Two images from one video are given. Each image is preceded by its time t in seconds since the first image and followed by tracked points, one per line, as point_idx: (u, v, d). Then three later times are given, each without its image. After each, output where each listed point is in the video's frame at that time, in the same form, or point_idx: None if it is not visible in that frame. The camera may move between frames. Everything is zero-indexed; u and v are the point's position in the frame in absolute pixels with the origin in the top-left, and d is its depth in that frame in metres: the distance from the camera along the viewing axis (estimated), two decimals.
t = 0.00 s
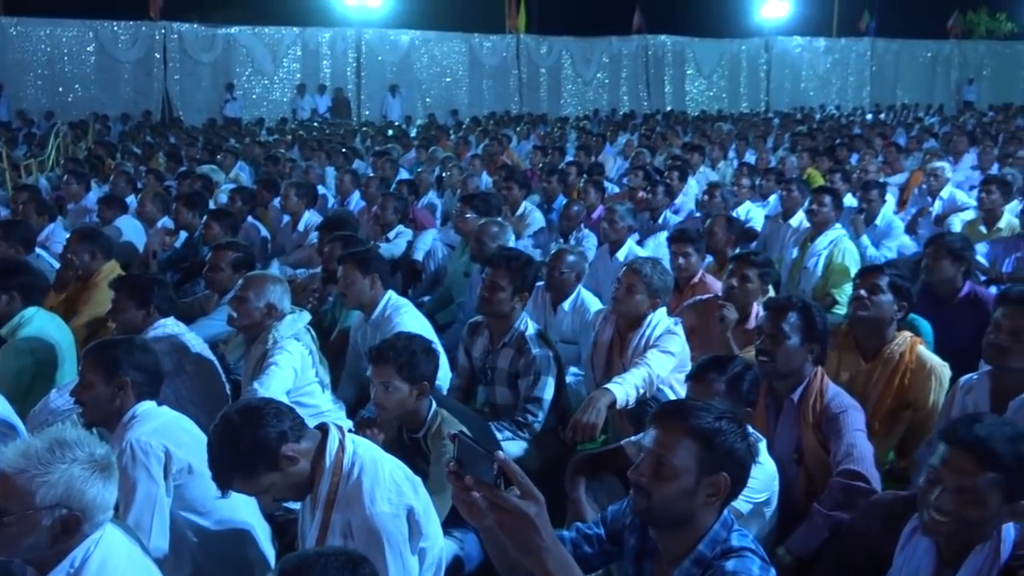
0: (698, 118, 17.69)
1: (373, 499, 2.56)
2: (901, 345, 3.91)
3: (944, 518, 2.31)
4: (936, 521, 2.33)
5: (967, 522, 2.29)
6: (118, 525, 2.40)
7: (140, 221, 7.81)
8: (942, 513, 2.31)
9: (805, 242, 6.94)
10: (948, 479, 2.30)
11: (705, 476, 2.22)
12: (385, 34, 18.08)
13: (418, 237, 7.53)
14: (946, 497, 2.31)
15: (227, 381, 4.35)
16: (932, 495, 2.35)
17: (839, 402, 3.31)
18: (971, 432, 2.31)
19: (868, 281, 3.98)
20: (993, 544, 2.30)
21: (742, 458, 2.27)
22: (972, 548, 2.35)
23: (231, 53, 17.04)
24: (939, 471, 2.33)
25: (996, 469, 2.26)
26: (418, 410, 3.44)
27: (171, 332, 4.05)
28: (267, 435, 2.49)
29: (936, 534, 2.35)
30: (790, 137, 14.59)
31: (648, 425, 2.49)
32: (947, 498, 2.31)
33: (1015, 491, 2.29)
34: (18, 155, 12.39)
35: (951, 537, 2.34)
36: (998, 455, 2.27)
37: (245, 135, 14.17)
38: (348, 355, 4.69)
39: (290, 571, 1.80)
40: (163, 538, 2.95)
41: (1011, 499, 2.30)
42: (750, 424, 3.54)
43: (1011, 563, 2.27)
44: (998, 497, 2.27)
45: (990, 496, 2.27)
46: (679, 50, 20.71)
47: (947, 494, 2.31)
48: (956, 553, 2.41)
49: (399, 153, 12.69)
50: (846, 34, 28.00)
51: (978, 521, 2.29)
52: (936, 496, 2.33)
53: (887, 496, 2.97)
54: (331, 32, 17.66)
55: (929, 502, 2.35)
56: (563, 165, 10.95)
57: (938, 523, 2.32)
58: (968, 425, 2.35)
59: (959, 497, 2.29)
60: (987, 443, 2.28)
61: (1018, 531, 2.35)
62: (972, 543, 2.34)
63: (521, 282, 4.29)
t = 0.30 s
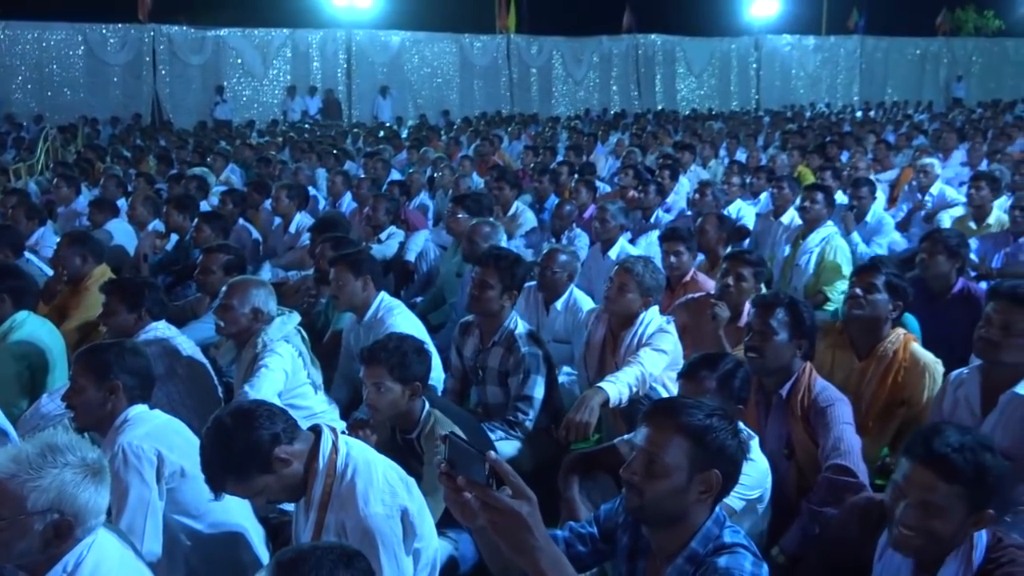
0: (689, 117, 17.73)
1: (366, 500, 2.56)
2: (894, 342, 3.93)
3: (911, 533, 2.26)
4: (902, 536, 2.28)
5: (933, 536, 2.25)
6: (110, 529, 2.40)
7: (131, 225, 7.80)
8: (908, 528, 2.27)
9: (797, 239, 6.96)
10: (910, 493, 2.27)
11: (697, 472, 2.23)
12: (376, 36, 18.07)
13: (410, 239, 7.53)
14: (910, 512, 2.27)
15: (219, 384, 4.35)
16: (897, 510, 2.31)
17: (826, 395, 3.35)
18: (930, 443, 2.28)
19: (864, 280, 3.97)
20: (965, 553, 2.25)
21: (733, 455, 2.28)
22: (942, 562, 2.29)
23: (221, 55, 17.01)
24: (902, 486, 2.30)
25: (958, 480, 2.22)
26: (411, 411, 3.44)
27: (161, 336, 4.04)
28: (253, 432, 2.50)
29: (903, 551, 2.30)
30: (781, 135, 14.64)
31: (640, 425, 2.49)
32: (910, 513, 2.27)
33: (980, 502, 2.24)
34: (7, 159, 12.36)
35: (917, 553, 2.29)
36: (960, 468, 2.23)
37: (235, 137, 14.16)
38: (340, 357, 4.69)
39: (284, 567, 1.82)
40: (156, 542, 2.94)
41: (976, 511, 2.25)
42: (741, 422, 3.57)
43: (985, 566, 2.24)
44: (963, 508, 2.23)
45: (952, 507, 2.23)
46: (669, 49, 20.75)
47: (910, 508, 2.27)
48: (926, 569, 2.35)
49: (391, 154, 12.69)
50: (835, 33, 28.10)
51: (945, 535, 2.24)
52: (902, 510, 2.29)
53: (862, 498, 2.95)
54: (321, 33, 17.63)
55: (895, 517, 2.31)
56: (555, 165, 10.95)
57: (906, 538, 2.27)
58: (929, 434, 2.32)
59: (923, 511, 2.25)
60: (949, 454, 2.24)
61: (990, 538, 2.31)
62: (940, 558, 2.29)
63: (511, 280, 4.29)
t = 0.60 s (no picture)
0: (678, 117, 17.77)
1: (355, 501, 2.57)
2: (892, 344, 3.95)
3: (911, 501, 2.42)
4: (903, 505, 2.44)
5: (932, 505, 2.41)
6: (98, 533, 2.38)
7: (118, 226, 7.77)
8: (909, 497, 2.43)
9: (785, 238, 6.99)
10: (910, 461, 2.44)
11: (684, 471, 2.24)
12: (364, 36, 18.03)
13: (399, 239, 7.53)
14: (910, 479, 2.43)
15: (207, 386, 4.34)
16: (897, 479, 2.47)
17: (812, 394, 3.38)
18: (929, 415, 2.46)
19: (874, 281, 3.99)
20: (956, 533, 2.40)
21: (720, 453, 2.29)
22: (940, 535, 2.44)
23: (208, 55, 16.96)
24: (902, 455, 2.46)
25: (956, 448, 2.40)
26: (400, 412, 3.45)
27: (149, 337, 4.04)
28: (237, 432, 2.49)
29: (903, 520, 2.45)
30: (769, 135, 14.69)
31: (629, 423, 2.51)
32: (911, 481, 2.43)
33: (977, 473, 2.41)
34: None
35: (917, 523, 2.44)
36: (957, 436, 2.41)
37: (223, 137, 14.13)
38: (329, 358, 4.69)
39: (271, 567, 1.82)
40: (143, 545, 2.94)
41: (973, 482, 2.41)
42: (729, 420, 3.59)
43: (976, 551, 2.38)
44: (961, 478, 2.40)
45: (950, 476, 2.40)
46: (658, 49, 20.77)
47: (910, 476, 2.44)
48: (924, 543, 2.50)
49: (380, 154, 12.68)
50: (822, 33, 28.21)
51: (944, 503, 2.40)
52: (901, 479, 2.46)
53: (858, 490, 3.01)
54: (309, 34, 17.59)
55: (896, 488, 2.47)
56: (544, 165, 10.96)
57: (906, 507, 2.43)
58: (927, 409, 2.50)
59: (922, 479, 2.42)
60: (947, 423, 2.42)
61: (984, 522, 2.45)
62: (938, 530, 2.44)
63: (500, 278, 4.31)
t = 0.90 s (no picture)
0: (663, 116, 17.82)
1: (341, 501, 2.57)
2: (881, 345, 3.97)
3: (918, 476, 2.53)
4: (910, 480, 2.55)
5: (938, 481, 2.51)
6: (82, 536, 2.37)
7: (101, 227, 7.73)
8: (917, 472, 2.53)
9: (770, 236, 7.02)
10: (921, 437, 2.55)
11: (669, 469, 2.26)
12: (350, 35, 17.98)
13: (386, 239, 7.52)
14: (919, 455, 2.54)
15: (192, 387, 4.33)
16: (906, 455, 2.58)
17: (794, 391, 3.40)
18: (941, 394, 2.58)
19: (867, 284, 4.02)
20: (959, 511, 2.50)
21: (706, 451, 2.31)
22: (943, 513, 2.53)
23: (193, 54, 16.87)
24: (913, 431, 2.57)
25: (965, 427, 2.51)
26: (386, 412, 3.45)
27: (133, 339, 4.03)
28: (221, 433, 2.49)
29: (910, 495, 2.56)
30: (754, 133, 14.75)
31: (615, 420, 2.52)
32: (920, 456, 2.54)
33: (983, 452, 2.53)
34: None
35: (922, 499, 2.54)
36: (968, 415, 2.52)
37: (208, 137, 14.08)
38: (315, 358, 4.68)
39: (250, 568, 1.83)
40: (128, 548, 2.93)
41: (977, 460, 2.53)
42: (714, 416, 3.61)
43: (976, 533, 2.41)
44: (967, 457, 2.51)
45: (959, 453, 2.51)
46: (644, 48, 20.81)
47: (919, 452, 2.55)
48: (925, 522, 2.59)
49: (365, 154, 12.67)
50: (807, 32, 28.38)
51: (950, 479, 2.51)
52: (910, 454, 2.56)
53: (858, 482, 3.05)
54: (294, 33, 17.54)
55: (905, 464, 2.57)
56: (531, 164, 10.96)
57: (912, 482, 2.54)
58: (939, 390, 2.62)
59: (931, 454, 2.53)
60: (957, 402, 2.54)
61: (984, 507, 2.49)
62: (942, 508, 2.53)
63: (488, 276, 4.31)
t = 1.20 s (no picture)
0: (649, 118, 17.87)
1: (330, 507, 2.57)
2: (866, 342, 4.00)
3: (912, 473, 2.54)
4: (903, 477, 2.56)
5: (931, 477, 2.53)
6: (68, 545, 2.36)
7: (86, 234, 7.70)
8: (910, 469, 2.54)
9: (756, 237, 7.06)
10: (914, 434, 2.55)
11: (657, 468, 2.27)
12: (335, 39, 17.96)
13: (373, 243, 7.51)
14: (912, 451, 2.55)
15: (180, 394, 4.32)
16: (899, 452, 2.59)
17: (779, 390, 3.42)
18: (934, 391, 2.58)
19: (847, 282, 4.05)
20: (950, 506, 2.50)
21: (692, 451, 2.32)
22: (935, 510, 2.55)
23: (177, 60, 16.79)
24: (907, 428, 2.58)
25: (958, 424, 2.52)
26: (375, 417, 3.45)
27: (119, 346, 4.01)
28: (206, 439, 2.49)
29: (903, 492, 2.57)
30: (739, 135, 14.80)
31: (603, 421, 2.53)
32: (913, 452, 2.55)
33: (975, 450, 2.54)
34: None
35: (915, 495, 2.56)
36: (961, 412, 2.53)
37: (193, 143, 14.04)
38: (304, 363, 4.67)
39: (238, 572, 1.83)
40: (116, 557, 2.91)
41: (970, 457, 2.53)
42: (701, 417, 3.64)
43: (966, 529, 2.46)
44: (959, 454, 2.51)
45: (951, 451, 2.51)
46: (629, 51, 20.87)
47: (913, 448, 2.56)
48: (918, 517, 2.61)
49: (352, 159, 12.66)
50: (791, 34, 28.52)
51: (941, 476, 2.52)
52: (903, 451, 2.57)
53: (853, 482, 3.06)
54: (280, 38, 17.50)
55: (898, 460, 2.59)
56: (518, 167, 10.97)
57: (906, 479, 2.55)
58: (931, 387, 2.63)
59: (923, 452, 2.54)
60: (949, 400, 2.55)
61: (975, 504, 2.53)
62: (935, 505, 2.55)
63: (478, 281, 4.31)
